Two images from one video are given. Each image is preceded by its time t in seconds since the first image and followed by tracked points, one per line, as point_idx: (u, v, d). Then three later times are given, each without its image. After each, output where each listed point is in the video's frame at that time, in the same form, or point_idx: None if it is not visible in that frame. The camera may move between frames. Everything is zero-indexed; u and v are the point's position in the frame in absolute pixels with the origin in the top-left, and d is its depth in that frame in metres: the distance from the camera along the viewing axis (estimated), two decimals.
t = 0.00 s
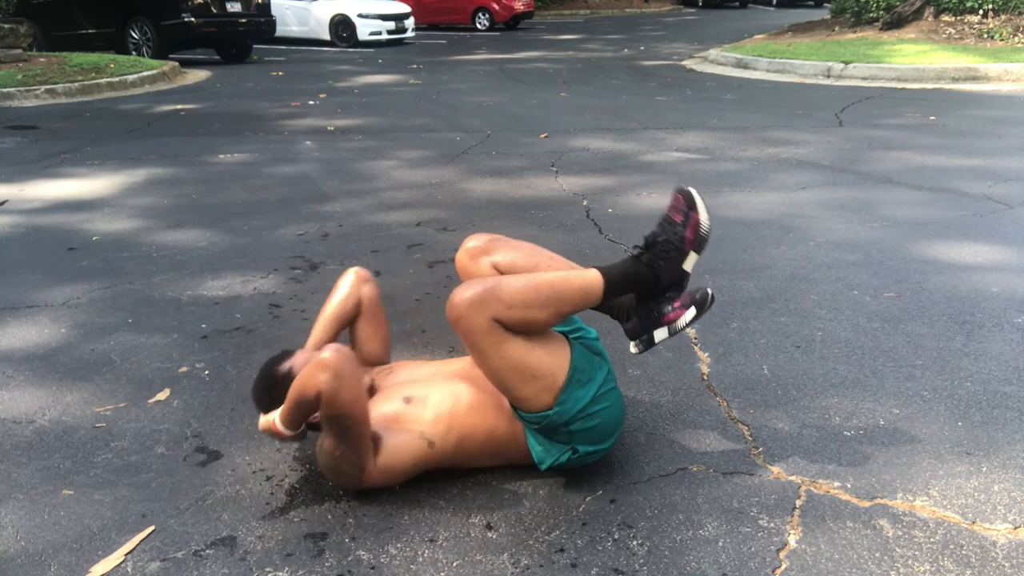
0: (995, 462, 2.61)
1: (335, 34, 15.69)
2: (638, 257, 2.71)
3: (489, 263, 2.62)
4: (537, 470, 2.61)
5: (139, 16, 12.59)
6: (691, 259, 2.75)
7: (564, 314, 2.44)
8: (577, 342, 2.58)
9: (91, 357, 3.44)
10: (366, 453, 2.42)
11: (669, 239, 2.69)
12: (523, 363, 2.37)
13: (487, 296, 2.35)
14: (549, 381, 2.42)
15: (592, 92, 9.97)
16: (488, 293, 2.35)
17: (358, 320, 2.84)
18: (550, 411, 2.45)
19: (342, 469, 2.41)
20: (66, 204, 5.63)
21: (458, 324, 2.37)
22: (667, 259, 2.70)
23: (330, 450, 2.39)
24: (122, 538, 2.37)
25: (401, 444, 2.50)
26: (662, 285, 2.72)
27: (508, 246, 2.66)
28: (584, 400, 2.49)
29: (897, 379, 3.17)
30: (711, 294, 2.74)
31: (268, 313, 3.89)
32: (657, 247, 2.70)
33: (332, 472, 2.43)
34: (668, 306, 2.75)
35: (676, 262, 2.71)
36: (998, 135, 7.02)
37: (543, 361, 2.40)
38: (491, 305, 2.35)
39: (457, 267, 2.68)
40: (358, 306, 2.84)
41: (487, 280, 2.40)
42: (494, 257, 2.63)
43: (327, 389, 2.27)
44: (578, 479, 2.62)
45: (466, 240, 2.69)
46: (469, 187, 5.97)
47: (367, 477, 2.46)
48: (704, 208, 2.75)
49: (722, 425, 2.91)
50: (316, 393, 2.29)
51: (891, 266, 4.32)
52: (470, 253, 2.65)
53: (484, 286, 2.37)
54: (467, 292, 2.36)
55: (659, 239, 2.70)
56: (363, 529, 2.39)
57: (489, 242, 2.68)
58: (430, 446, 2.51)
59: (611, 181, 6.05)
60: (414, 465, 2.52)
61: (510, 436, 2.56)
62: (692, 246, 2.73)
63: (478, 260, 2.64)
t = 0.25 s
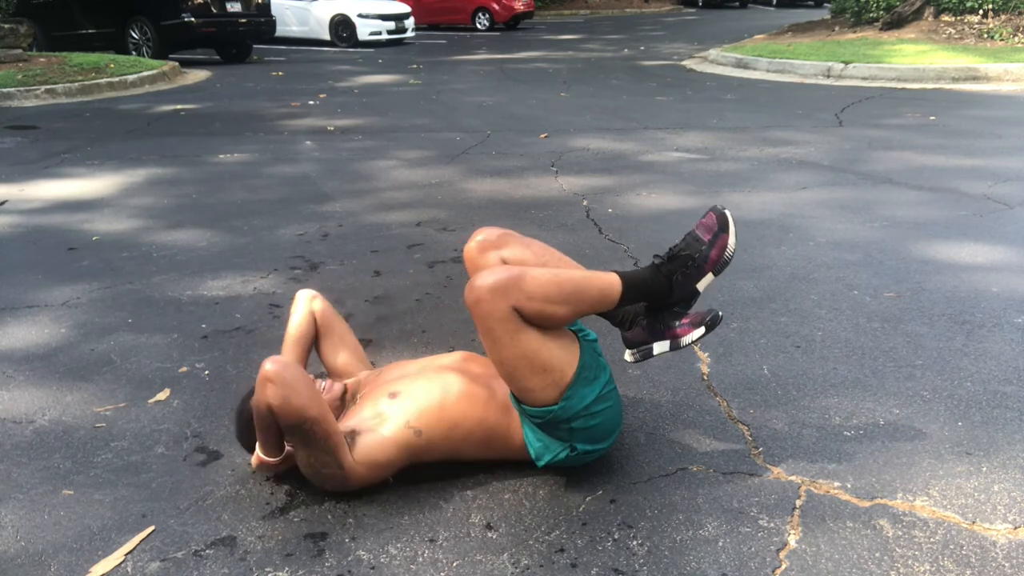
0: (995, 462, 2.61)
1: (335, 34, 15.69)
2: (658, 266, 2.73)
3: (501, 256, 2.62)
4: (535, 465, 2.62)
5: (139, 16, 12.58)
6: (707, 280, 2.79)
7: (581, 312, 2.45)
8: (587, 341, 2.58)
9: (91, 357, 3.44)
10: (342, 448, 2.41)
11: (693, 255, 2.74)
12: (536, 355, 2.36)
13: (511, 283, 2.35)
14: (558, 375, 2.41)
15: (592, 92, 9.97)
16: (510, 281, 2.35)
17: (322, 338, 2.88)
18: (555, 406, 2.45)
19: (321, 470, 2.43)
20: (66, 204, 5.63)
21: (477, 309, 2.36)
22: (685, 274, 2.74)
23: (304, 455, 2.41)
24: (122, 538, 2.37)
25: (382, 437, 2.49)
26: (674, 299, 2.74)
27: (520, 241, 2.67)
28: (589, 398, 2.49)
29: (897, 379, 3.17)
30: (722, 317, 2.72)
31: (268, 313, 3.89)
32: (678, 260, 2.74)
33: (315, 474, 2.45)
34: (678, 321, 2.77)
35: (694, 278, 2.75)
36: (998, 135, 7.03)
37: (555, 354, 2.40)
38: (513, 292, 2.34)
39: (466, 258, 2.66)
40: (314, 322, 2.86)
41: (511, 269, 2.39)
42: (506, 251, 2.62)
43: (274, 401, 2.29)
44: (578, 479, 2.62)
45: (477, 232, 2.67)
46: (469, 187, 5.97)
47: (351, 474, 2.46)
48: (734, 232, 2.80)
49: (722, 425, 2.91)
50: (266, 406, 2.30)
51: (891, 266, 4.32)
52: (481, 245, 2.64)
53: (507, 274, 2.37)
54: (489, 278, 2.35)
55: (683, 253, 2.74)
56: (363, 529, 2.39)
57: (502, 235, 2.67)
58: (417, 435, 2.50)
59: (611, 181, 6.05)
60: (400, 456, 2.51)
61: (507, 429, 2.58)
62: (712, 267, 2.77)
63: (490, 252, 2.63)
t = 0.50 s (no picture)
0: (995, 462, 2.61)
1: (335, 34, 15.69)
2: (632, 259, 2.71)
3: (483, 263, 2.61)
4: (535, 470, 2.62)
5: (139, 17, 12.58)
6: (686, 264, 2.74)
7: (560, 314, 2.44)
8: (573, 342, 2.58)
9: (91, 357, 3.44)
10: (371, 445, 2.44)
11: (665, 242, 2.71)
12: (518, 365, 2.37)
13: (482, 297, 2.35)
14: (544, 381, 2.41)
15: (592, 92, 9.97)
16: (481, 297, 2.36)
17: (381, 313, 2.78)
18: (546, 412, 2.45)
19: (343, 456, 2.44)
20: (66, 204, 5.63)
21: (453, 327, 2.38)
22: (661, 262, 2.70)
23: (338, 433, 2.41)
24: (122, 538, 2.37)
25: (403, 442, 2.51)
26: (655, 287, 2.72)
27: (503, 246, 2.66)
28: (580, 400, 2.48)
29: (897, 379, 3.17)
30: (702, 297, 2.72)
31: (268, 313, 3.89)
32: (652, 249, 2.71)
33: (331, 458, 2.45)
34: (661, 308, 2.75)
35: (671, 264, 2.71)
36: (998, 135, 7.03)
37: (538, 361, 2.40)
38: (485, 306, 2.35)
39: (451, 267, 2.68)
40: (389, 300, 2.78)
41: (481, 283, 2.40)
42: (488, 257, 2.62)
43: (354, 372, 2.29)
44: (578, 479, 2.62)
45: (461, 241, 2.68)
46: (469, 187, 5.97)
47: (364, 470, 2.47)
48: (702, 213, 2.75)
49: (722, 425, 2.91)
50: (340, 375, 2.30)
51: (891, 266, 4.32)
52: (464, 254, 2.64)
53: (479, 289, 2.38)
54: (460, 295, 2.36)
55: (655, 242, 2.71)
56: (363, 529, 2.39)
57: (484, 243, 2.67)
58: (429, 448, 2.52)
59: (611, 181, 6.05)
60: (414, 465, 2.54)
61: (507, 437, 2.56)
62: (687, 251, 2.73)
63: (472, 261, 2.63)
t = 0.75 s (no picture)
0: (995, 462, 2.61)
1: (335, 34, 15.69)
2: (622, 247, 2.74)
3: (482, 265, 2.61)
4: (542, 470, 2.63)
5: (139, 16, 12.58)
6: (676, 240, 2.74)
7: (553, 313, 2.42)
8: (572, 342, 2.57)
9: (91, 357, 3.44)
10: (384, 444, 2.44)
11: (649, 224, 2.72)
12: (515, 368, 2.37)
13: (474, 302, 2.34)
14: (543, 383, 2.42)
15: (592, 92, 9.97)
16: (473, 302, 2.34)
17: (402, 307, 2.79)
18: (547, 413, 2.45)
19: (356, 450, 2.43)
20: (66, 204, 5.63)
21: (448, 332, 2.38)
22: (652, 244, 2.72)
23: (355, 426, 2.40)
24: (122, 537, 2.37)
25: (413, 443, 2.51)
26: (650, 271, 2.72)
27: (501, 246, 2.65)
28: (581, 400, 2.48)
29: (897, 379, 3.17)
30: (701, 272, 2.61)
31: (268, 313, 3.89)
32: (640, 234, 2.73)
33: (344, 449, 2.45)
34: (662, 292, 2.71)
35: (661, 244, 2.72)
36: (998, 135, 7.03)
37: (535, 364, 2.40)
38: (478, 311, 2.34)
39: (453, 271, 2.69)
40: (412, 294, 2.80)
41: (472, 287, 2.38)
42: (486, 259, 2.61)
43: (382, 371, 2.28)
44: (579, 479, 2.62)
45: (460, 243, 2.68)
46: (469, 187, 5.97)
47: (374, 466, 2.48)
48: (680, 187, 2.73)
49: (722, 424, 2.91)
50: (369, 373, 2.29)
51: (891, 267, 4.32)
52: (463, 256, 2.65)
53: (470, 293, 2.36)
54: (452, 302, 2.35)
55: (640, 227, 2.73)
56: (363, 529, 2.39)
57: (483, 243, 2.66)
58: (438, 449, 2.53)
59: (611, 181, 6.05)
60: (422, 466, 2.55)
61: (512, 440, 2.57)
62: (675, 228, 2.71)
63: (470, 263, 2.63)
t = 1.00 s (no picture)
0: (996, 462, 2.61)
1: (335, 34, 15.69)
2: (668, 270, 2.74)
3: (508, 254, 2.62)
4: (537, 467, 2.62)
5: (139, 16, 12.58)
6: (715, 288, 2.81)
7: (588, 311, 2.45)
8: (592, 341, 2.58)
9: (91, 357, 3.44)
10: (348, 445, 2.41)
11: (704, 262, 2.78)
12: (541, 351, 2.37)
13: (519, 277, 2.36)
14: (561, 373, 2.41)
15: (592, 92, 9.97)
16: (520, 276, 2.36)
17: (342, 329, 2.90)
18: (558, 404, 2.44)
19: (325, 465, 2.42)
20: (66, 204, 5.63)
21: (484, 301, 2.37)
22: (695, 281, 2.76)
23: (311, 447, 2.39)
24: (122, 537, 2.37)
25: (389, 437, 2.50)
26: (681, 303, 2.74)
27: (532, 239, 2.67)
28: (592, 398, 2.48)
29: (897, 379, 3.17)
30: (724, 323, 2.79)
31: (268, 313, 3.89)
32: (690, 266, 2.76)
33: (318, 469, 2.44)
34: (681, 327, 2.78)
35: (703, 285, 2.77)
36: (998, 135, 7.03)
37: (559, 352, 2.40)
38: (521, 287, 2.35)
39: (473, 256, 2.68)
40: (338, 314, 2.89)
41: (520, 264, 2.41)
42: (515, 249, 2.63)
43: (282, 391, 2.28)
44: (578, 479, 2.62)
45: (485, 230, 2.68)
46: (469, 187, 5.97)
47: (357, 470, 2.45)
48: (745, 244, 2.85)
49: (722, 425, 2.91)
50: (275, 397, 2.29)
51: (891, 266, 4.32)
52: (489, 242, 2.65)
53: (516, 269, 2.38)
54: (497, 273, 2.36)
55: (694, 260, 2.77)
56: (363, 529, 2.39)
57: (512, 233, 2.68)
58: (419, 439, 2.51)
59: (611, 181, 6.05)
60: (405, 459, 2.52)
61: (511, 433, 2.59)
62: (721, 277, 2.80)
63: (499, 249, 2.64)
